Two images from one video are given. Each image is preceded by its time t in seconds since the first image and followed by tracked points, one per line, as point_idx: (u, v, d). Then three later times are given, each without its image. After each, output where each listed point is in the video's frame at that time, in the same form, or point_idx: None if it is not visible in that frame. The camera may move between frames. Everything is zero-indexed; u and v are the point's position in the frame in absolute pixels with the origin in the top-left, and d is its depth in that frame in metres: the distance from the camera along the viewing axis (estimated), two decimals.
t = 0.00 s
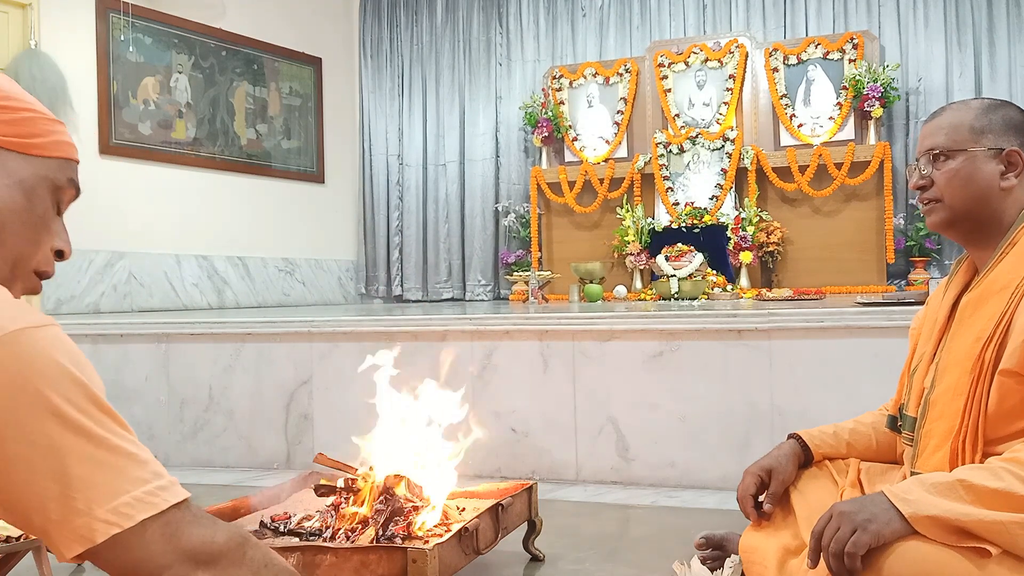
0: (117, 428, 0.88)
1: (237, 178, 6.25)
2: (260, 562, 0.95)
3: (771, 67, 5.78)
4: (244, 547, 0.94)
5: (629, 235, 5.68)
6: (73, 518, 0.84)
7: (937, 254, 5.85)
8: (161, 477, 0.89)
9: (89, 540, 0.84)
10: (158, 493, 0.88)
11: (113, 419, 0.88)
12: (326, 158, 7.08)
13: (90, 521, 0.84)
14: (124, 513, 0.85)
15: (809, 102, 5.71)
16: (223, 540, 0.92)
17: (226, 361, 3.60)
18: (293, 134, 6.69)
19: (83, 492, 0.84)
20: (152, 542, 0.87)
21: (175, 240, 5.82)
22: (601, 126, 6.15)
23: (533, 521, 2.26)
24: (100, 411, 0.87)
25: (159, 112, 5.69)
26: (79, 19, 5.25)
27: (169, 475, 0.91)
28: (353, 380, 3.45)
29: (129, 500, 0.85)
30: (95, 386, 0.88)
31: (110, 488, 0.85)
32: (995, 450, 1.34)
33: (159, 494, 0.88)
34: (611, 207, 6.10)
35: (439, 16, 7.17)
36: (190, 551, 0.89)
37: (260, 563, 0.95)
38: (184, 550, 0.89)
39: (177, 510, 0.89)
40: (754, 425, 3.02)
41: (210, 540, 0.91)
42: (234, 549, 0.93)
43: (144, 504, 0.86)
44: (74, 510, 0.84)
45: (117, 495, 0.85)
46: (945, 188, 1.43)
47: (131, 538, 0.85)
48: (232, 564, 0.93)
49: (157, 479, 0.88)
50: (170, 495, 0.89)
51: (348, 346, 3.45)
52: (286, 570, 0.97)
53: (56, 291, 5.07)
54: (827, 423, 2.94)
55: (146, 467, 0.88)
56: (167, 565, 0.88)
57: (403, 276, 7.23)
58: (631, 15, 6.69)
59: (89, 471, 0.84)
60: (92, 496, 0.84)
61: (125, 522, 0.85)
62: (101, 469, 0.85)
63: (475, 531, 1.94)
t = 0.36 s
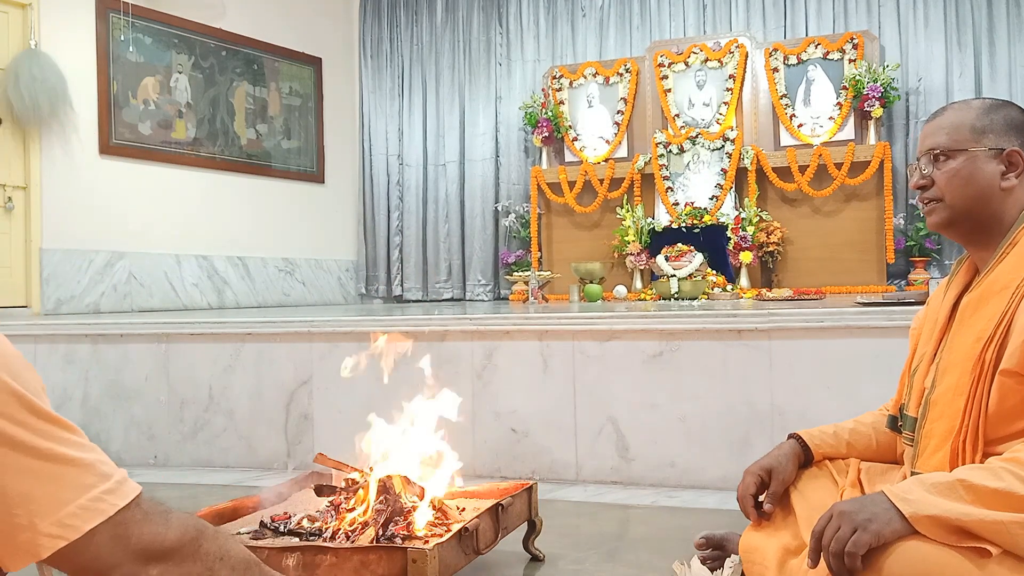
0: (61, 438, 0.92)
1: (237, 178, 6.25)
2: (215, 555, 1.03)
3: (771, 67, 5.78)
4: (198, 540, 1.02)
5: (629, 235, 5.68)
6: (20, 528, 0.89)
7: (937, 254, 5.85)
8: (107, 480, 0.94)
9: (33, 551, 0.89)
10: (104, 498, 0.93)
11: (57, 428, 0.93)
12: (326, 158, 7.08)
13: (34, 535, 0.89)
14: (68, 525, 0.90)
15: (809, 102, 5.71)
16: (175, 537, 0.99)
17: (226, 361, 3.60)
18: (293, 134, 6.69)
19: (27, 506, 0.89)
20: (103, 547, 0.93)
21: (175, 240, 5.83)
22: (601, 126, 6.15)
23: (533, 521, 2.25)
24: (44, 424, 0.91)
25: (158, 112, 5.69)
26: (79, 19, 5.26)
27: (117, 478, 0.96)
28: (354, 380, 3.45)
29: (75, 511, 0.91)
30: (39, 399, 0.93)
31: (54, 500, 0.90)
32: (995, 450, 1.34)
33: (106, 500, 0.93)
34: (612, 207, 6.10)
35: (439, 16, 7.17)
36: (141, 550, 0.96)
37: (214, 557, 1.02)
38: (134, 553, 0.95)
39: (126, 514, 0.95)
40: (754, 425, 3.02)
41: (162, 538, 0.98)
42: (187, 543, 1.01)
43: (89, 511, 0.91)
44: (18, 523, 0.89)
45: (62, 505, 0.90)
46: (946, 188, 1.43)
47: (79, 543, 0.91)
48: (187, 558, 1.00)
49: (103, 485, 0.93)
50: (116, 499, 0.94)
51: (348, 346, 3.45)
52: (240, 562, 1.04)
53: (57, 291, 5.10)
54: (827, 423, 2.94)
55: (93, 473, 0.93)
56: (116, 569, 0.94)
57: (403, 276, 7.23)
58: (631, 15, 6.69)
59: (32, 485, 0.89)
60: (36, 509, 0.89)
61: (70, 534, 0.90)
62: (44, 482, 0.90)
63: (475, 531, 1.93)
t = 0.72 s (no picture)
0: (40, 458, 0.94)
1: (237, 178, 6.25)
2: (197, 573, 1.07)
3: (771, 67, 5.78)
4: (180, 558, 1.06)
5: (629, 235, 5.68)
6: None
7: (937, 254, 5.85)
8: (83, 501, 0.96)
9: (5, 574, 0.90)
10: (80, 520, 0.94)
11: (33, 447, 0.94)
12: (326, 158, 7.08)
13: (7, 558, 0.91)
14: (41, 548, 0.91)
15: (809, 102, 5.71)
16: (156, 557, 1.03)
17: (226, 361, 3.60)
18: (293, 133, 6.69)
19: None
20: (77, 567, 0.94)
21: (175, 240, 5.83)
22: (601, 126, 6.15)
23: (533, 521, 2.25)
24: (23, 445, 0.93)
25: (158, 112, 5.69)
26: (79, 18, 5.25)
27: (95, 497, 0.97)
28: (354, 380, 3.45)
29: (48, 534, 0.92)
30: (19, 420, 0.94)
31: (30, 523, 0.91)
32: (995, 450, 1.34)
33: (80, 522, 0.94)
34: (612, 207, 6.10)
35: (439, 16, 7.17)
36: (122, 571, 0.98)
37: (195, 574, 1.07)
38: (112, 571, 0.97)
39: (101, 535, 0.96)
40: (754, 425, 3.02)
41: (143, 558, 1.01)
42: (168, 561, 1.04)
43: (65, 534, 0.93)
44: None
45: (35, 527, 0.92)
46: (947, 185, 1.43)
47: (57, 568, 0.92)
48: None
49: (78, 506, 0.95)
50: (92, 521, 0.95)
51: (348, 346, 3.45)
52: None
53: (57, 291, 5.10)
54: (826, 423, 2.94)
55: (67, 494, 0.95)
56: None
57: (403, 276, 7.22)
58: (631, 15, 6.69)
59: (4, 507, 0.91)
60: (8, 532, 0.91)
61: (42, 557, 0.91)
62: (16, 504, 0.91)
63: (475, 531, 1.93)
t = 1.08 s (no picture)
0: (44, 466, 0.94)
1: (236, 178, 6.24)
2: None
3: (771, 67, 5.78)
4: (180, 567, 1.06)
5: (629, 235, 5.68)
6: None
7: (937, 254, 5.85)
8: (86, 510, 0.96)
9: None
10: (83, 529, 0.95)
11: (36, 456, 0.94)
12: (326, 158, 7.08)
13: (9, 568, 0.91)
14: (44, 558, 0.91)
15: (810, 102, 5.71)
16: (157, 566, 1.03)
17: (226, 361, 3.60)
18: (293, 133, 6.69)
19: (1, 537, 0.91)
20: None
21: (175, 241, 5.83)
22: (601, 126, 6.15)
23: (533, 521, 2.25)
24: (25, 453, 0.93)
25: (158, 112, 5.69)
26: (79, 18, 5.25)
27: (98, 506, 0.98)
28: (354, 380, 3.45)
29: (51, 543, 0.92)
30: (24, 432, 0.95)
31: (32, 534, 0.91)
32: (995, 450, 1.34)
33: (83, 531, 0.94)
34: (611, 207, 6.10)
35: (439, 16, 7.17)
36: None
37: None
38: None
39: (103, 545, 0.96)
40: (754, 425, 3.02)
41: (144, 567, 1.01)
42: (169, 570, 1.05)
43: (68, 544, 0.93)
44: None
45: (38, 537, 0.92)
46: (948, 184, 1.43)
47: None
48: None
49: (81, 515, 0.95)
50: (94, 530, 0.96)
51: (348, 345, 3.45)
52: None
53: (57, 291, 5.10)
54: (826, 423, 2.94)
55: (70, 502, 0.95)
56: None
57: (403, 276, 7.23)
58: (631, 15, 6.69)
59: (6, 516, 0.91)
60: (10, 542, 0.91)
61: (45, 567, 0.91)
62: (19, 513, 0.91)
63: (475, 531, 1.93)
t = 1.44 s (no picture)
0: (47, 466, 0.94)
1: (236, 178, 6.24)
2: None
3: (771, 67, 5.78)
4: (182, 569, 1.06)
5: (629, 235, 5.68)
6: None
7: (937, 254, 5.85)
8: (89, 509, 0.96)
9: None
10: (85, 529, 0.94)
11: (39, 454, 0.94)
12: (326, 158, 7.07)
13: (11, 567, 0.91)
14: (46, 558, 0.91)
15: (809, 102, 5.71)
16: (159, 567, 1.03)
17: (226, 361, 3.60)
18: (293, 133, 6.69)
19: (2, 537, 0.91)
20: None
21: (175, 240, 5.83)
22: (601, 127, 6.15)
23: (533, 521, 2.25)
24: (28, 453, 0.93)
25: (158, 112, 5.69)
26: (79, 18, 5.25)
27: (100, 506, 0.97)
28: (354, 380, 3.45)
29: (53, 544, 0.92)
30: (30, 431, 0.95)
31: (35, 533, 0.92)
32: (995, 450, 1.34)
33: (86, 531, 0.94)
34: (611, 207, 6.10)
35: (439, 16, 7.17)
36: None
37: None
38: None
39: (104, 546, 0.96)
40: (754, 425, 3.02)
41: (146, 568, 1.02)
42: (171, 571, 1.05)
43: (69, 544, 0.93)
44: None
45: (40, 537, 0.92)
46: (947, 186, 1.43)
47: None
48: None
49: (84, 516, 0.95)
50: (97, 529, 0.96)
51: (348, 345, 3.45)
52: None
53: (57, 291, 5.10)
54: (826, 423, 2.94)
55: (72, 503, 0.95)
56: None
57: (403, 276, 7.23)
58: (631, 15, 6.69)
59: (7, 517, 0.91)
60: (12, 542, 0.91)
61: (47, 567, 0.91)
62: (21, 513, 0.91)
63: (475, 531, 1.93)
